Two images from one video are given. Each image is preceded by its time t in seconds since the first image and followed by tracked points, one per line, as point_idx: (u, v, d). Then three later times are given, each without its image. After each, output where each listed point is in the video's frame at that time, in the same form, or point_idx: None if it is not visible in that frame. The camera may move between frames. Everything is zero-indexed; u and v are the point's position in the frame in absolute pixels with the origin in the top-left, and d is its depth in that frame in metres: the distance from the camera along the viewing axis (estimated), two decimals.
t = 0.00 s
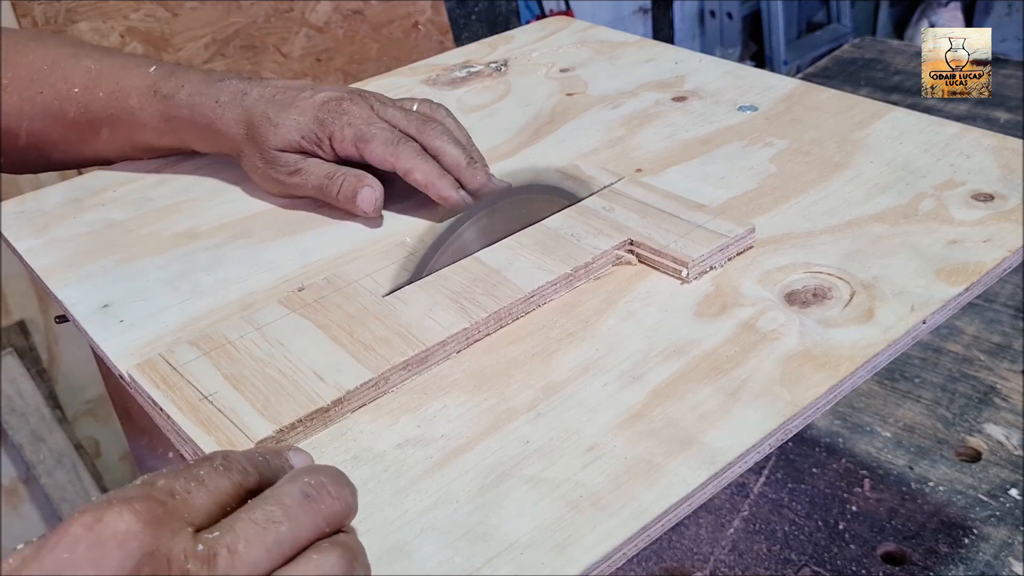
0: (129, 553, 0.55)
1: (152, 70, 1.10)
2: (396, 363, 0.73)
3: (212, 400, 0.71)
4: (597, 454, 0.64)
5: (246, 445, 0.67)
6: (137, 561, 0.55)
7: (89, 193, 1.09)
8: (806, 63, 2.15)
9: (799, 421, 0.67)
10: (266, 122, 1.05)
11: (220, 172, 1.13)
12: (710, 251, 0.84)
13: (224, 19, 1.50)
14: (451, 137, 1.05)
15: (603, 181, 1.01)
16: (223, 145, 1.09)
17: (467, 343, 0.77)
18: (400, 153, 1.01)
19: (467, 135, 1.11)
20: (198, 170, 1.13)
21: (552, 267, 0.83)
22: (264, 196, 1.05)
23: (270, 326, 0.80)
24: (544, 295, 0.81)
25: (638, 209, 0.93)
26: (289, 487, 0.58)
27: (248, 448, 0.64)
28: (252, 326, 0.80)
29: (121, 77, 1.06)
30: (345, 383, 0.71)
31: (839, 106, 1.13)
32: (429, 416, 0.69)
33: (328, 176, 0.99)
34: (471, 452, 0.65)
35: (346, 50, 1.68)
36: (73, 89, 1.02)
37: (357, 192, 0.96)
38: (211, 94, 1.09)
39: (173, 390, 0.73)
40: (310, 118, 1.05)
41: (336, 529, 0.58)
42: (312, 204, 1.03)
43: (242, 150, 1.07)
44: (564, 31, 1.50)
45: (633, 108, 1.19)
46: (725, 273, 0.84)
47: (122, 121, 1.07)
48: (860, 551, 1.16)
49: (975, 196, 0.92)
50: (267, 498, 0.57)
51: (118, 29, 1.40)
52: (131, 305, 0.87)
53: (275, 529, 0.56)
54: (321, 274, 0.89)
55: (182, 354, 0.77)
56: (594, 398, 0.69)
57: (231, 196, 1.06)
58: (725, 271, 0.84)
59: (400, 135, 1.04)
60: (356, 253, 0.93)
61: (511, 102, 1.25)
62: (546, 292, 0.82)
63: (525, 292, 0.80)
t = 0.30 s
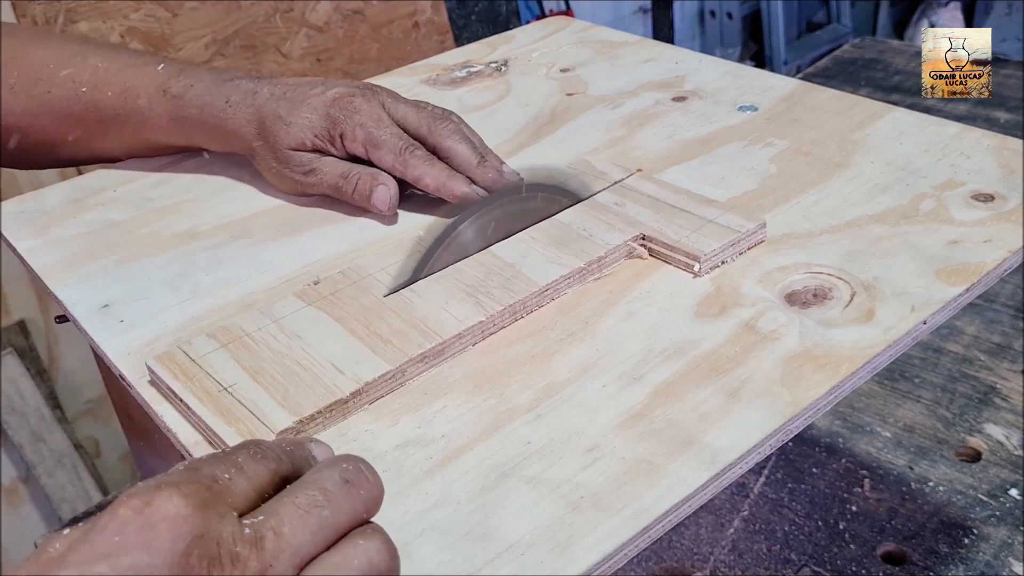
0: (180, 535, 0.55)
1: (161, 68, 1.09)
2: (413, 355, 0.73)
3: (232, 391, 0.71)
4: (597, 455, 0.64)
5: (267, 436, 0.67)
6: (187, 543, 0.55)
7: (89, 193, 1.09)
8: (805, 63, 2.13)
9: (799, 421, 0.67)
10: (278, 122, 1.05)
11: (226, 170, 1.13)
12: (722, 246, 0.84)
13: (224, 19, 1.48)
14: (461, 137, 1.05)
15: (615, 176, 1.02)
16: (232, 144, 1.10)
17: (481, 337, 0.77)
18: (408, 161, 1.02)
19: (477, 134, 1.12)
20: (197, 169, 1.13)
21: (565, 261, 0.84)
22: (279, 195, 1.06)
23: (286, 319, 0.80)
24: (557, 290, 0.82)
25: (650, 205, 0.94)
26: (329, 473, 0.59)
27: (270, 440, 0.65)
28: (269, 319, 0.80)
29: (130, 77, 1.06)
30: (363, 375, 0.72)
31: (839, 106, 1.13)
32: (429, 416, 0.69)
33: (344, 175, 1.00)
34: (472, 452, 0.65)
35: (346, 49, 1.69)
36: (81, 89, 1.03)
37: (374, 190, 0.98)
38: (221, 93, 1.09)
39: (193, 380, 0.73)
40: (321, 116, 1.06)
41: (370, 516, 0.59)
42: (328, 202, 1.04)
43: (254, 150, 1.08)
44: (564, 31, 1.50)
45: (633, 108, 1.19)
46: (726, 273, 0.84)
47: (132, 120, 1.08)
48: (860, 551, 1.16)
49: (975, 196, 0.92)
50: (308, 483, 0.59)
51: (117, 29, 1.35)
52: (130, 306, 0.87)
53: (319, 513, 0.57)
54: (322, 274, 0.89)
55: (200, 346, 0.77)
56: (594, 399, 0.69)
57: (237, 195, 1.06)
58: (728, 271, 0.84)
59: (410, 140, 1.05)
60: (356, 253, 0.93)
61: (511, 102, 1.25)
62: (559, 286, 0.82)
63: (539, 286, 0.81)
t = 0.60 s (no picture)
0: (213, 515, 0.55)
1: (180, 66, 1.10)
2: (424, 350, 0.74)
3: (245, 385, 0.72)
4: (597, 455, 0.64)
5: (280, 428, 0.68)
6: (220, 524, 0.55)
7: (89, 193, 1.09)
8: (806, 63, 2.14)
9: (799, 421, 0.67)
10: (290, 119, 1.06)
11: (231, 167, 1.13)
12: (729, 242, 0.85)
13: (225, 19, 1.45)
14: (471, 128, 1.06)
15: (621, 172, 1.02)
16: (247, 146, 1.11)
17: (491, 331, 0.78)
18: (418, 151, 1.03)
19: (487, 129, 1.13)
20: (197, 169, 1.13)
21: (574, 257, 0.85)
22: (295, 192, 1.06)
23: (297, 314, 0.81)
24: (566, 285, 0.83)
25: (657, 201, 0.94)
26: (358, 463, 0.59)
27: (292, 427, 0.66)
28: (280, 314, 0.81)
29: (150, 73, 1.06)
30: (375, 369, 0.72)
31: (839, 106, 1.13)
32: (429, 416, 0.69)
33: (357, 169, 1.01)
34: (472, 452, 0.65)
35: (346, 49, 1.69)
36: (101, 83, 1.02)
37: (388, 182, 0.98)
38: (236, 94, 1.09)
39: (206, 374, 0.73)
40: (332, 111, 1.07)
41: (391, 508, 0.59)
42: (344, 197, 1.04)
43: (269, 149, 1.08)
44: (564, 31, 1.50)
45: (633, 108, 1.19)
46: (726, 273, 0.84)
47: (147, 116, 1.08)
48: (860, 551, 1.16)
49: (975, 196, 0.92)
50: (336, 471, 0.59)
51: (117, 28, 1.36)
52: (131, 305, 0.87)
53: (349, 501, 0.57)
54: (322, 274, 0.89)
55: (212, 341, 0.78)
56: (594, 398, 0.69)
57: (242, 193, 1.07)
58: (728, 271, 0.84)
59: (420, 131, 1.05)
60: (357, 253, 0.93)
61: (511, 102, 1.25)
62: (568, 282, 0.83)
63: (548, 281, 0.81)
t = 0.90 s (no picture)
0: (248, 492, 0.56)
1: (186, 66, 1.10)
2: (432, 345, 0.75)
3: (253, 378, 0.72)
4: (597, 455, 0.64)
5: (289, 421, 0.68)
6: (255, 499, 0.56)
7: (89, 193, 1.09)
8: (805, 63, 2.14)
9: (799, 421, 0.67)
10: (300, 118, 1.06)
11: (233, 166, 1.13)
12: (735, 238, 0.85)
13: (224, 19, 1.46)
14: (479, 126, 1.06)
15: (628, 170, 1.02)
16: (256, 146, 1.11)
17: (498, 328, 0.78)
18: (427, 151, 1.03)
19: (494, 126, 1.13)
20: (198, 169, 1.13)
21: (580, 253, 0.85)
22: (304, 192, 1.06)
23: (306, 310, 0.81)
24: (572, 281, 0.83)
25: (662, 197, 0.95)
26: (387, 452, 0.60)
27: (305, 417, 0.66)
28: (289, 309, 0.81)
29: (156, 73, 1.07)
30: (383, 363, 0.73)
31: (839, 106, 1.13)
32: (429, 416, 0.69)
33: (370, 168, 1.01)
34: (471, 452, 0.65)
35: (346, 49, 1.69)
36: (106, 82, 1.03)
37: (403, 181, 0.98)
38: (244, 94, 1.09)
39: (215, 368, 0.73)
40: (341, 109, 1.07)
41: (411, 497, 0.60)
42: (356, 196, 1.04)
43: (277, 150, 1.07)
44: (564, 31, 1.50)
45: (633, 108, 1.19)
46: (726, 273, 0.84)
47: (153, 116, 1.09)
48: (860, 551, 1.16)
49: (975, 196, 0.92)
50: (365, 457, 0.60)
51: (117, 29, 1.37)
52: (132, 305, 0.87)
53: (383, 484, 0.58)
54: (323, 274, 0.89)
55: (221, 336, 0.78)
56: (594, 399, 0.69)
57: (245, 193, 1.07)
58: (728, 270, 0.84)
59: (429, 131, 1.06)
60: (357, 253, 0.93)
61: (511, 102, 1.25)
62: (574, 278, 0.83)
63: (555, 277, 0.82)
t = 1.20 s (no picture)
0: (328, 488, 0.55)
1: (181, 70, 1.10)
2: (440, 341, 0.75)
3: (263, 376, 0.73)
4: (597, 455, 0.64)
5: (300, 418, 0.68)
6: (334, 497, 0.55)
7: (89, 193, 1.09)
8: (806, 63, 2.15)
9: (799, 421, 0.67)
10: (303, 118, 1.05)
11: (234, 167, 1.13)
12: (740, 236, 0.86)
13: (224, 19, 1.49)
14: (483, 124, 1.07)
15: (632, 168, 1.02)
16: (257, 147, 1.10)
17: (506, 324, 0.79)
18: (433, 151, 1.02)
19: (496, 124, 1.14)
20: (198, 169, 1.13)
21: (587, 251, 0.85)
22: (306, 192, 1.06)
23: (313, 307, 0.81)
24: (579, 279, 0.83)
25: (667, 195, 0.95)
26: (437, 447, 0.61)
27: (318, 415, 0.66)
28: (296, 306, 0.81)
29: (150, 79, 1.08)
30: (392, 361, 0.73)
31: (839, 106, 1.13)
32: (429, 417, 0.69)
33: (376, 168, 1.01)
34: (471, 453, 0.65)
35: (346, 49, 1.67)
36: (100, 89, 1.05)
37: (410, 180, 0.98)
38: (244, 96, 1.08)
39: (224, 365, 0.74)
40: (346, 108, 1.06)
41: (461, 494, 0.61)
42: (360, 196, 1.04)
43: (279, 150, 1.06)
44: (564, 31, 1.50)
45: (633, 108, 1.19)
46: (725, 273, 0.84)
47: (151, 122, 1.09)
48: (860, 551, 1.16)
49: (975, 196, 0.92)
50: (419, 455, 0.60)
51: (117, 29, 1.37)
52: (133, 305, 0.87)
53: (439, 480, 0.59)
54: (323, 273, 0.89)
55: (229, 333, 0.78)
56: (594, 399, 0.69)
57: (243, 193, 1.07)
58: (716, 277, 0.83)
59: (434, 130, 1.05)
60: (357, 253, 0.93)
61: (511, 102, 1.25)
62: (581, 276, 0.83)
63: (562, 275, 0.82)
